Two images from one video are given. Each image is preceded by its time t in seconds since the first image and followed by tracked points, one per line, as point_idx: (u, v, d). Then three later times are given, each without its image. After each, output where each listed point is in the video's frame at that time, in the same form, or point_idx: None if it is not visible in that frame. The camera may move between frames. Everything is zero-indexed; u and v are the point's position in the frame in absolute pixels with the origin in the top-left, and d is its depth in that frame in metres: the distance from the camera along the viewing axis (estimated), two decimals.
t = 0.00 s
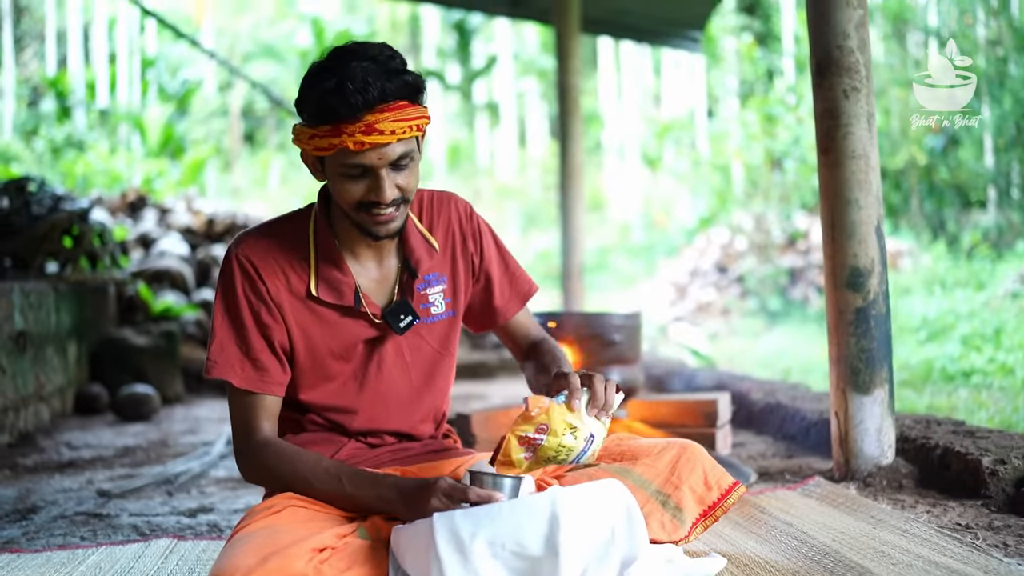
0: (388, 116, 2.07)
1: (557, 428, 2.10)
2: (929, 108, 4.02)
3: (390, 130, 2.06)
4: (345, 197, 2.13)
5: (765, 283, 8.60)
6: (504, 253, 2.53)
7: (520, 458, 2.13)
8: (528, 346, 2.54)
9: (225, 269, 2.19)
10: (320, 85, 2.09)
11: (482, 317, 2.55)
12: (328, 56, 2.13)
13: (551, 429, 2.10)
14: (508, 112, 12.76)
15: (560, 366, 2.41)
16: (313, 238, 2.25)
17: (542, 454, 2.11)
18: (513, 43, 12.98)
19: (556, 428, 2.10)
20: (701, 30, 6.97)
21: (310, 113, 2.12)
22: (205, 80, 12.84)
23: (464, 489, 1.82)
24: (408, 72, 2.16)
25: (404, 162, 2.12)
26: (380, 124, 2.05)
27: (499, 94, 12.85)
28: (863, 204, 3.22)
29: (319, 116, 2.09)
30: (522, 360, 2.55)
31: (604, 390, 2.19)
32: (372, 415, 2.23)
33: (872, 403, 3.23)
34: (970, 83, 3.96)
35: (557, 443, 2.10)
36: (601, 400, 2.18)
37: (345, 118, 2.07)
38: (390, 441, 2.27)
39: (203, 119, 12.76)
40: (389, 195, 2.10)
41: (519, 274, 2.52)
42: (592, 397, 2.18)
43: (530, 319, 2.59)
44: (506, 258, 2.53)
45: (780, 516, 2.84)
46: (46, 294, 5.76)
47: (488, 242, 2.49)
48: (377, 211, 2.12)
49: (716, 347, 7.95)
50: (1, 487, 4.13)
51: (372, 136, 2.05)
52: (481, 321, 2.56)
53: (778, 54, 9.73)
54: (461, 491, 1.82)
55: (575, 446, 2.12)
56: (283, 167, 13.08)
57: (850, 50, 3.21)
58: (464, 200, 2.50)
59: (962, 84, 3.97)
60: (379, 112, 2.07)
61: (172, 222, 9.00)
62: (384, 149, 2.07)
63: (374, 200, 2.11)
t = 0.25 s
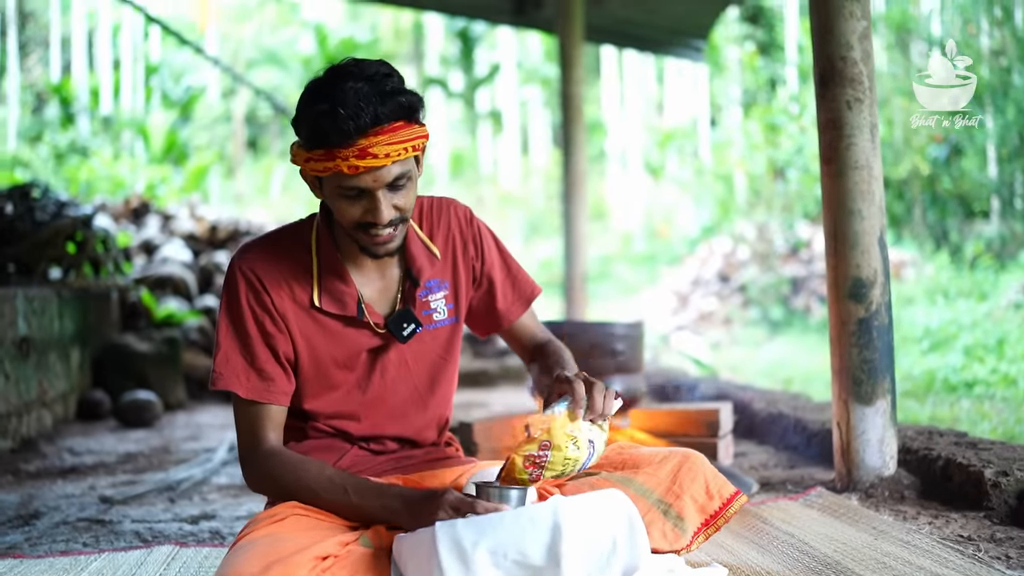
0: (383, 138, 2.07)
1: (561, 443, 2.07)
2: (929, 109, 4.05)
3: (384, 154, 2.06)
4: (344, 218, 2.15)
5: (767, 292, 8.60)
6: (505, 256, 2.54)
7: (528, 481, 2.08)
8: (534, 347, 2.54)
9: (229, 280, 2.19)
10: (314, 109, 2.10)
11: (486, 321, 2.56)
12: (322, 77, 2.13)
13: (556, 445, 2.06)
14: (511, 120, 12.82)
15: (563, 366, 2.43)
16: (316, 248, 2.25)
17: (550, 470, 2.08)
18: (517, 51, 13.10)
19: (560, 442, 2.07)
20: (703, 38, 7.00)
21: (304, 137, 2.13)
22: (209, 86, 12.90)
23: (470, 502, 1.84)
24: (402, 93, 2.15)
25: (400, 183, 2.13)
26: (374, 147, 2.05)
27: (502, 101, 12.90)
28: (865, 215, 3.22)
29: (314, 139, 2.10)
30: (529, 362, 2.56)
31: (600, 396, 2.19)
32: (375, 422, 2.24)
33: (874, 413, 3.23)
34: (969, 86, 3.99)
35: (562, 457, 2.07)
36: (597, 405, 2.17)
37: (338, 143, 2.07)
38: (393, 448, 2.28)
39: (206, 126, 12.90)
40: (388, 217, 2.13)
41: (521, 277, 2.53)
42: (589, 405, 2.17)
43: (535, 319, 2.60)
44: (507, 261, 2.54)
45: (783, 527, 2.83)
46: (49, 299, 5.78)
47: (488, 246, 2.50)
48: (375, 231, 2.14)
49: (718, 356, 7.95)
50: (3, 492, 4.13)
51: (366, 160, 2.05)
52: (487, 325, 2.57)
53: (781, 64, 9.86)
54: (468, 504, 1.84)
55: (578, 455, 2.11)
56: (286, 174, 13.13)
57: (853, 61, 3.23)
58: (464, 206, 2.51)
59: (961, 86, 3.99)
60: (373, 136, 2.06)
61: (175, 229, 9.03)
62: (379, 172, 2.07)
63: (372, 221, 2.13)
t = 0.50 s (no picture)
0: (384, 146, 2.08)
1: (561, 425, 2.11)
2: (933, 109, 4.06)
3: (386, 161, 2.07)
4: (348, 222, 2.16)
5: (771, 295, 8.57)
6: (507, 257, 2.55)
7: (535, 469, 2.12)
8: (535, 348, 2.55)
9: (231, 283, 2.19)
10: (315, 116, 2.11)
11: (488, 322, 2.57)
12: (324, 83, 2.14)
13: (556, 428, 2.10)
14: (517, 123, 12.82)
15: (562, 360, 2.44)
16: (318, 251, 2.26)
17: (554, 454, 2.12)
18: (522, 53, 13.17)
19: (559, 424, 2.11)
20: (707, 41, 7.01)
21: (306, 143, 2.14)
22: (215, 87, 12.95)
23: (473, 499, 1.84)
24: (404, 100, 2.16)
25: (403, 188, 2.14)
26: (376, 155, 2.06)
27: (507, 103, 12.92)
28: (870, 220, 3.22)
29: (316, 145, 2.11)
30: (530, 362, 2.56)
31: (595, 375, 2.20)
32: (378, 423, 2.25)
33: (877, 418, 3.22)
34: (968, 86, 3.99)
35: (564, 440, 2.11)
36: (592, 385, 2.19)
37: (339, 150, 2.07)
38: (395, 449, 2.29)
39: (212, 127, 12.97)
40: (388, 224, 2.13)
41: (523, 278, 2.55)
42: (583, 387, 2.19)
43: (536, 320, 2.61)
44: (509, 262, 2.55)
45: (785, 530, 2.84)
46: (54, 300, 5.80)
47: (490, 247, 2.51)
48: (377, 238, 2.15)
49: (722, 359, 7.95)
50: (9, 491, 4.15)
51: (369, 167, 2.06)
52: (489, 327, 2.57)
53: (787, 67, 9.88)
54: (472, 500, 1.84)
55: (581, 435, 2.14)
56: (291, 175, 13.18)
57: (858, 65, 3.23)
58: (465, 208, 2.52)
59: (961, 86, 4.00)
60: (374, 143, 2.07)
61: (181, 229, 9.05)
62: (381, 178, 2.08)
63: (374, 227, 2.13)
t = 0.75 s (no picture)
0: (403, 144, 2.08)
1: (551, 410, 2.10)
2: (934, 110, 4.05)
3: (404, 159, 2.07)
4: (356, 217, 2.16)
5: (774, 295, 8.57)
6: (507, 250, 2.56)
7: (535, 459, 2.10)
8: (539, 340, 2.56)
9: (232, 278, 2.20)
10: (332, 113, 2.09)
11: (490, 314, 2.58)
12: (339, 78, 2.12)
13: (546, 414, 2.09)
14: (519, 121, 12.86)
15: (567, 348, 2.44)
16: (319, 248, 2.27)
17: (552, 442, 2.09)
18: (525, 52, 13.19)
19: (549, 408, 2.10)
20: (711, 41, 7.00)
21: (321, 139, 2.12)
22: (218, 85, 12.95)
23: (482, 485, 1.84)
24: (420, 97, 2.15)
25: (414, 185, 2.15)
26: (395, 153, 2.06)
27: (510, 102, 12.93)
28: (871, 219, 3.22)
29: (332, 141, 2.10)
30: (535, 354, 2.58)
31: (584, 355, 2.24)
32: (378, 419, 2.26)
33: (878, 417, 3.23)
34: (969, 86, 4.00)
35: (558, 426, 2.09)
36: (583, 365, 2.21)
37: (358, 148, 2.07)
38: (396, 445, 2.29)
39: (215, 124, 12.96)
40: (400, 219, 2.14)
41: (524, 271, 2.55)
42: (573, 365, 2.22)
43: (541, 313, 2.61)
44: (510, 255, 2.55)
45: (785, 528, 2.84)
46: (57, 297, 5.81)
47: (489, 241, 2.51)
48: (387, 232, 2.16)
49: (724, 358, 7.95)
50: (10, 487, 4.15)
51: (386, 165, 2.06)
52: (493, 320, 2.59)
53: (790, 66, 9.91)
54: (479, 487, 1.83)
55: (575, 419, 2.12)
56: (294, 173, 13.20)
57: (860, 65, 3.23)
58: (463, 203, 2.52)
59: (962, 86, 4.00)
60: (394, 141, 2.07)
61: (183, 227, 9.06)
62: (397, 175, 2.09)
63: (386, 223, 2.15)
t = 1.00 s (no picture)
0: (407, 122, 2.09)
1: (539, 380, 2.05)
2: (932, 111, 4.04)
3: (407, 138, 2.08)
4: (357, 198, 2.15)
5: (772, 287, 8.57)
6: (506, 239, 2.56)
7: (529, 430, 2.01)
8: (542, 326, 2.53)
9: (233, 262, 2.20)
10: (342, 87, 2.11)
11: (490, 304, 2.57)
12: (354, 56, 2.16)
13: (534, 382, 2.04)
14: (519, 112, 12.88)
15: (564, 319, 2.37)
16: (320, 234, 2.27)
17: (544, 411, 2.02)
18: (525, 43, 13.17)
19: (537, 376, 2.06)
20: (711, 32, 6.98)
21: (330, 113, 2.14)
22: (216, 75, 12.90)
23: (480, 463, 1.83)
24: (430, 82, 2.18)
25: (417, 168, 2.15)
26: (398, 130, 2.07)
27: (510, 93, 12.92)
28: (868, 211, 3.22)
29: (339, 116, 2.12)
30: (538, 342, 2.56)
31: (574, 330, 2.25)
32: (375, 407, 2.26)
33: (874, 408, 3.23)
34: (970, 84, 3.99)
35: (547, 395, 2.04)
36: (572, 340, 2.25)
37: (364, 122, 2.08)
38: (393, 434, 2.30)
39: (214, 115, 12.89)
40: (399, 201, 2.13)
41: (523, 259, 2.55)
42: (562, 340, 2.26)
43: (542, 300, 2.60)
44: (509, 244, 2.56)
45: (780, 518, 2.85)
46: (55, 287, 5.81)
47: (487, 230, 2.52)
48: (386, 214, 2.14)
49: (723, 350, 7.96)
50: (8, 477, 4.16)
51: (389, 141, 2.07)
52: (492, 309, 2.57)
53: (790, 59, 9.95)
54: (477, 466, 1.83)
55: (564, 388, 2.07)
56: (293, 164, 13.18)
57: (858, 56, 3.22)
58: (461, 194, 2.53)
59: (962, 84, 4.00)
60: (398, 118, 2.08)
61: (182, 217, 9.06)
62: (399, 155, 2.09)
63: (385, 203, 2.13)
